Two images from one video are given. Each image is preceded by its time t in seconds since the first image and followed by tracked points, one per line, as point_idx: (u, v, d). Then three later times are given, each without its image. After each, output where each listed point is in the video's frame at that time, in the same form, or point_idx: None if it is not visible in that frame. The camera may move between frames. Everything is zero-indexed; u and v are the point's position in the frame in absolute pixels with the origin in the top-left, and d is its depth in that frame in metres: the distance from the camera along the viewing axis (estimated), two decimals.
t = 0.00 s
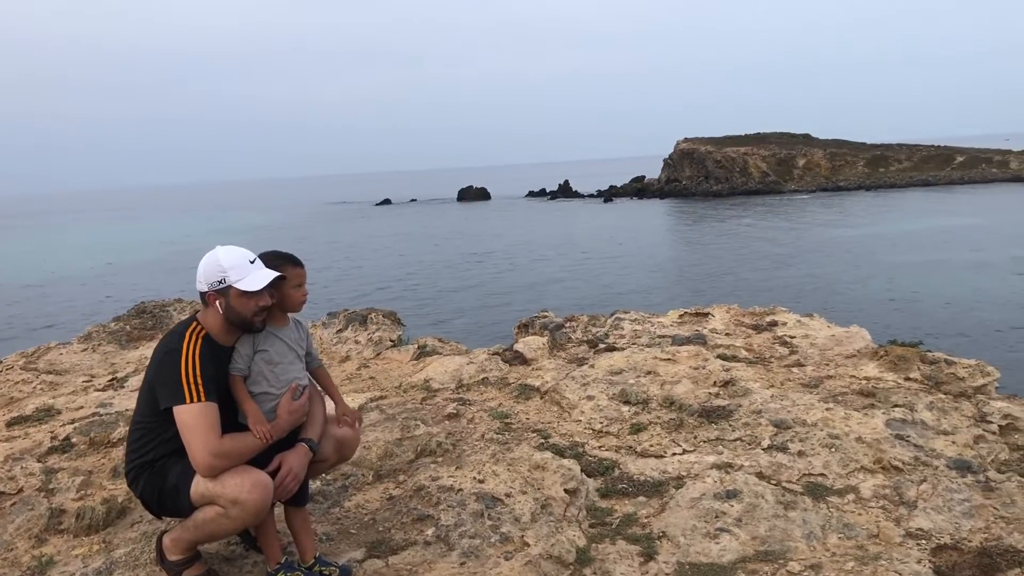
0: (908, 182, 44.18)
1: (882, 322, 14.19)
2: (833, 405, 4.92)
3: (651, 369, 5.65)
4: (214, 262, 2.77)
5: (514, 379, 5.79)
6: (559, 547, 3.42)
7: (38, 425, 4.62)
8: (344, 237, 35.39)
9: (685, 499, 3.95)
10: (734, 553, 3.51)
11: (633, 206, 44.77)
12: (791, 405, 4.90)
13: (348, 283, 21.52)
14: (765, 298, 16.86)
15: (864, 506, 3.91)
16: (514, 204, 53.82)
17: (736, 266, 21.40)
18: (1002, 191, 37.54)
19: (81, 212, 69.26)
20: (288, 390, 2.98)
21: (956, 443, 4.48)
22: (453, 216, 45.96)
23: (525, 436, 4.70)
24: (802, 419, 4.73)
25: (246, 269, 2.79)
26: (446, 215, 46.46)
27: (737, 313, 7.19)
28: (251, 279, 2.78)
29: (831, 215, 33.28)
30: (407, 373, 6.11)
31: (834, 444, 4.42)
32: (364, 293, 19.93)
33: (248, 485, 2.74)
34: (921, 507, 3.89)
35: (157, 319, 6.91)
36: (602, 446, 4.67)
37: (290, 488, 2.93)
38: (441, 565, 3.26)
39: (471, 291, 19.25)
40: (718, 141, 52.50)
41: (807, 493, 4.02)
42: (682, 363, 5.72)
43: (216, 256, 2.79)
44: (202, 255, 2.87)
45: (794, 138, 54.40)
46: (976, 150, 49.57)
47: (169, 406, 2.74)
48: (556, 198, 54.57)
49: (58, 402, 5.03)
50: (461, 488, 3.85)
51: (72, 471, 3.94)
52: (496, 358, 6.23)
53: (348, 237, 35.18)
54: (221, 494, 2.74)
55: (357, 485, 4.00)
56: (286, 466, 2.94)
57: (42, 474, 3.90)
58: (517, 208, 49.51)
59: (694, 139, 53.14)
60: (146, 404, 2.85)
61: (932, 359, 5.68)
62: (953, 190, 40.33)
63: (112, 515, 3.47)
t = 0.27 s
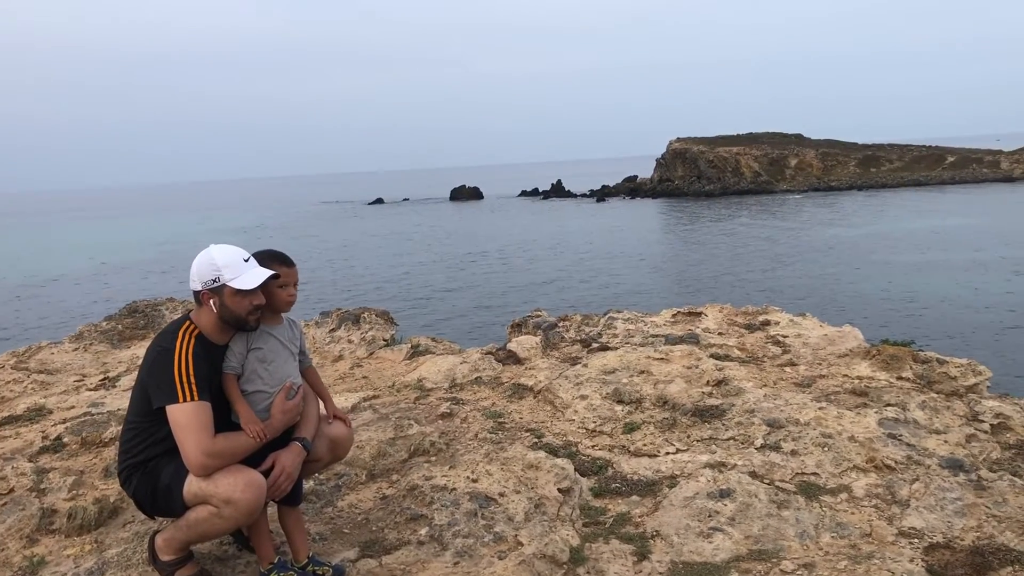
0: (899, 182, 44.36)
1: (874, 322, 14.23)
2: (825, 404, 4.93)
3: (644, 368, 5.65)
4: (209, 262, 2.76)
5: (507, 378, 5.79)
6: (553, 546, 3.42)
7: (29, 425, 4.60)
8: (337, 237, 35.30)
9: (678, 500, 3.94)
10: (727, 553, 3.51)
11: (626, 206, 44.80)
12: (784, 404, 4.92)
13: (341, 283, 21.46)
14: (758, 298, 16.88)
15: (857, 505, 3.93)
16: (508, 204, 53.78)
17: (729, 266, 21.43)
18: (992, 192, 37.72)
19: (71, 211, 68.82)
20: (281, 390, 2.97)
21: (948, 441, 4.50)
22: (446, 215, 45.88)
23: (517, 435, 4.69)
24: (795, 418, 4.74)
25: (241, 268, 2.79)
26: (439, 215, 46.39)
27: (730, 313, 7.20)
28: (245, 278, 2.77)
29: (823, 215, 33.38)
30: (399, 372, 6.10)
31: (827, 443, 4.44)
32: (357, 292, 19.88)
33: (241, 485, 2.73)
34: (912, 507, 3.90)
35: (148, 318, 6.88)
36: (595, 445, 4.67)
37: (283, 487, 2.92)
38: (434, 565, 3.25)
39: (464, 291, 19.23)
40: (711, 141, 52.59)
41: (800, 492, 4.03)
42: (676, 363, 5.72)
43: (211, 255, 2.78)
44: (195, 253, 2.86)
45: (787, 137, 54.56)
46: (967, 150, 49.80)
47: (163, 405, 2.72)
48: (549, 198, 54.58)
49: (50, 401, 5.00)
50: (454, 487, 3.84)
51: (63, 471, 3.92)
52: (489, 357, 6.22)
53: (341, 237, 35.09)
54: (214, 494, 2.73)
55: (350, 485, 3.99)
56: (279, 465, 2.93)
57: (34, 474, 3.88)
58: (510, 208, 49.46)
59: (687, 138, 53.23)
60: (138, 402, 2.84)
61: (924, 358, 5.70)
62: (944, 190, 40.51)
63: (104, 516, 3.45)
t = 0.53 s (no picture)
0: (891, 181, 44.55)
1: (865, 321, 14.28)
2: (817, 404, 4.95)
3: (637, 368, 5.66)
4: (201, 261, 2.75)
5: (500, 378, 5.79)
6: (545, 547, 3.43)
7: (20, 426, 4.58)
8: (330, 236, 35.22)
9: (671, 499, 3.95)
10: (720, 552, 3.52)
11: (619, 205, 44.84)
12: (776, 404, 4.93)
13: (333, 282, 21.42)
14: (750, 297, 16.91)
15: (849, 504, 3.95)
16: (501, 203, 53.77)
17: (721, 265, 21.47)
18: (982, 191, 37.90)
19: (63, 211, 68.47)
20: (273, 390, 2.97)
21: (938, 441, 4.52)
22: (439, 215, 45.82)
23: (510, 436, 4.69)
24: (786, 417, 4.75)
25: (233, 268, 2.78)
26: (432, 215, 46.31)
27: (722, 312, 7.22)
28: (238, 278, 2.76)
29: (815, 214, 33.48)
30: (391, 372, 6.10)
31: (818, 443, 4.45)
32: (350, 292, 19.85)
33: (233, 486, 2.73)
34: (903, 506, 3.92)
35: (140, 318, 6.85)
36: (588, 445, 4.67)
37: (275, 488, 2.92)
38: (426, 565, 3.25)
39: (457, 290, 19.20)
40: (703, 140, 52.70)
41: (792, 492, 4.04)
42: (668, 363, 5.73)
43: (202, 255, 2.77)
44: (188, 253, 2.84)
45: (779, 137, 54.71)
46: (958, 150, 50.03)
47: (154, 405, 2.71)
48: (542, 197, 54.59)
49: (41, 402, 4.98)
50: (446, 487, 3.84)
51: (54, 472, 3.90)
52: (481, 357, 6.22)
53: (334, 236, 35.01)
54: (205, 495, 2.72)
55: (342, 485, 3.98)
56: (270, 465, 2.93)
57: (25, 475, 3.86)
58: (503, 207, 49.45)
59: (679, 138, 53.31)
60: (130, 403, 2.83)
61: (915, 357, 5.73)
62: (934, 190, 40.69)
63: (95, 517, 3.44)
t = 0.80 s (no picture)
0: (881, 181, 44.75)
1: (855, 320, 14.35)
2: (807, 402, 4.96)
3: (628, 367, 5.66)
4: (191, 262, 2.74)
5: (490, 377, 5.79)
6: (536, 546, 3.43)
7: (8, 427, 4.55)
8: (322, 236, 35.14)
9: (661, 498, 3.96)
10: (709, 551, 3.53)
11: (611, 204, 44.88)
12: (766, 403, 4.94)
13: (325, 282, 21.37)
14: (742, 296, 16.96)
15: (838, 502, 3.96)
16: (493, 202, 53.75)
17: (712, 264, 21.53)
18: (971, 190, 38.12)
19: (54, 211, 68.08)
20: (263, 390, 2.96)
21: (927, 439, 4.54)
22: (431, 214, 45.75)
23: (501, 436, 4.68)
24: (777, 416, 4.77)
25: (223, 268, 2.76)
26: (424, 214, 46.23)
27: (713, 312, 7.23)
28: (228, 278, 2.75)
29: (806, 213, 33.59)
30: (381, 372, 6.09)
31: (808, 441, 4.46)
32: (342, 291, 19.82)
33: (221, 487, 2.71)
34: (892, 504, 3.93)
35: (129, 318, 6.82)
36: (578, 444, 4.67)
37: (265, 489, 2.90)
38: (416, 565, 3.24)
39: (448, 290, 19.18)
40: (695, 140, 52.83)
41: (782, 491, 4.05)
42: (659, 362, 5.74)
43: (192, 255, 2.76)
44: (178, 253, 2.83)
45: (769, 136, 54.89)
46: (947, 149, 50.29)
47: (142, 406, 2.70)
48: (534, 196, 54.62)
49: (29, 403, 4.95)
50: (437, 487, 3.83)
51: (42, 473, 3.88)
52: (472, 357, 6.22)
53: (325, 236, 34.94)
54: (194, 496, 2.71)
55: (332, 485, 3.97)
56: (260, 466, 2.91)
57: (12, 477, 3.84)
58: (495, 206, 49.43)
59: (671, 137, 53.42)
60: (119, 404, 2.81)
61: (905, 356, 5.75)
62: (924, 189, 40.91)
63: (83, 519, 3.42)
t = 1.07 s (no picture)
0: (871, 179, 44.94)
1: (845, 318, 14.40)
2: (797, 400, 4.98)
3: (619, 366, 5.67)
4: (183, 262, 2.73)
5: (481, 377, 5.79)
6: (526, 545, 3.43)
7: None
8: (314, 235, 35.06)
9: (652, 497, 3.97)
10: (699, 550, 3.54)
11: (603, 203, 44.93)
12: (756, 401, 4.96)
13: (317, 281, 21.31)
14: (733, 295, 17.00)
15: (828, 500, 3.97)
16: (485, 201, 53.75)
17: (704, 263, 21.57)
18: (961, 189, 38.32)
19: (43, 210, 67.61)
20: (254, 391, 2.94)
21: (917, 437, 4.56)
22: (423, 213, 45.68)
23: (492, 435, 4.68)
24: (767, 414, 4.78)
25: (215, 268, 2.76)
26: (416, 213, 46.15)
27: (704, 310, 7.25)
28: (220, 278, 2.74)
29: (797, 212, 33.70)
30: (372, 372, 6.08)
31: (798, 440, 4.48)
32: (334, 291, 19.77)
33: (211, 487, 2.70)
34: (881, 502, 3.95)
35: (119, 318, 6.78)
36: (569, 443, 4.67)
37: (255, 490, 2.89)
38: (406, 565, 3.24)
39: (440, 289, 19.16)
40: (687, 139, 52.94)
41: (772, 489, 4.07)
42: (650, 361, 5.75)
43: (184, 255, 2.75)
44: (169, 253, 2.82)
45: (761, 135, 55.06)
46: (937, 148, 50.53)
47: (131, 406, 2.68)
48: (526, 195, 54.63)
49: (18, 403, 4.92)
50: (427, 487, 3.83)
51: (31, 475, 3.86)
52: (463, 356, 6.21)
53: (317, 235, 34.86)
54: (183, 496, 2.70)
55: (323, 485, 3.96)
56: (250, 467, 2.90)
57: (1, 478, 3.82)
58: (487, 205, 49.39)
59: (663, 136, 53.52)
60: (108, 404, 2.80)
61: (895, 353, 5.78)
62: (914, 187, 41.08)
63: (73, 520, 3.40)
